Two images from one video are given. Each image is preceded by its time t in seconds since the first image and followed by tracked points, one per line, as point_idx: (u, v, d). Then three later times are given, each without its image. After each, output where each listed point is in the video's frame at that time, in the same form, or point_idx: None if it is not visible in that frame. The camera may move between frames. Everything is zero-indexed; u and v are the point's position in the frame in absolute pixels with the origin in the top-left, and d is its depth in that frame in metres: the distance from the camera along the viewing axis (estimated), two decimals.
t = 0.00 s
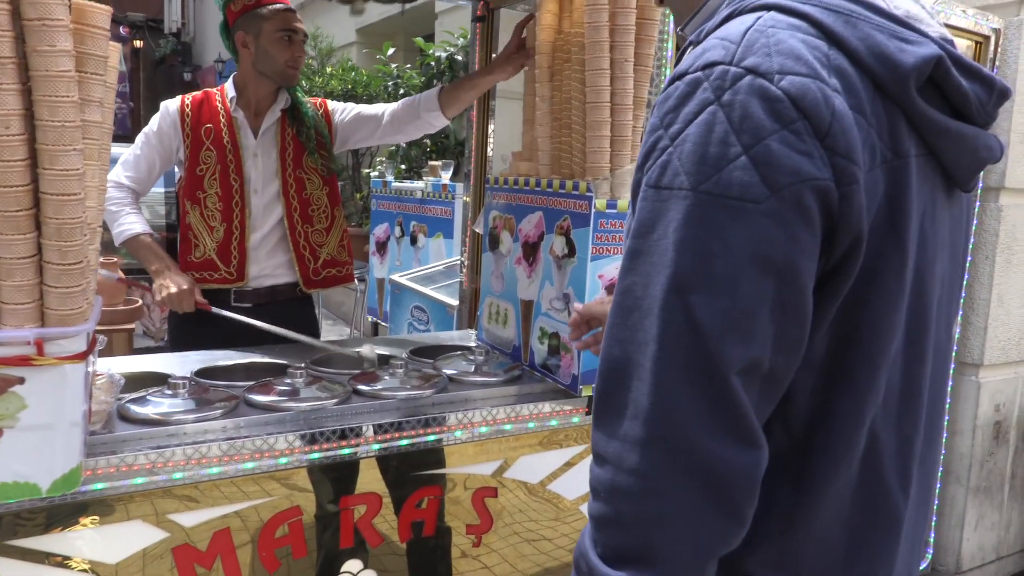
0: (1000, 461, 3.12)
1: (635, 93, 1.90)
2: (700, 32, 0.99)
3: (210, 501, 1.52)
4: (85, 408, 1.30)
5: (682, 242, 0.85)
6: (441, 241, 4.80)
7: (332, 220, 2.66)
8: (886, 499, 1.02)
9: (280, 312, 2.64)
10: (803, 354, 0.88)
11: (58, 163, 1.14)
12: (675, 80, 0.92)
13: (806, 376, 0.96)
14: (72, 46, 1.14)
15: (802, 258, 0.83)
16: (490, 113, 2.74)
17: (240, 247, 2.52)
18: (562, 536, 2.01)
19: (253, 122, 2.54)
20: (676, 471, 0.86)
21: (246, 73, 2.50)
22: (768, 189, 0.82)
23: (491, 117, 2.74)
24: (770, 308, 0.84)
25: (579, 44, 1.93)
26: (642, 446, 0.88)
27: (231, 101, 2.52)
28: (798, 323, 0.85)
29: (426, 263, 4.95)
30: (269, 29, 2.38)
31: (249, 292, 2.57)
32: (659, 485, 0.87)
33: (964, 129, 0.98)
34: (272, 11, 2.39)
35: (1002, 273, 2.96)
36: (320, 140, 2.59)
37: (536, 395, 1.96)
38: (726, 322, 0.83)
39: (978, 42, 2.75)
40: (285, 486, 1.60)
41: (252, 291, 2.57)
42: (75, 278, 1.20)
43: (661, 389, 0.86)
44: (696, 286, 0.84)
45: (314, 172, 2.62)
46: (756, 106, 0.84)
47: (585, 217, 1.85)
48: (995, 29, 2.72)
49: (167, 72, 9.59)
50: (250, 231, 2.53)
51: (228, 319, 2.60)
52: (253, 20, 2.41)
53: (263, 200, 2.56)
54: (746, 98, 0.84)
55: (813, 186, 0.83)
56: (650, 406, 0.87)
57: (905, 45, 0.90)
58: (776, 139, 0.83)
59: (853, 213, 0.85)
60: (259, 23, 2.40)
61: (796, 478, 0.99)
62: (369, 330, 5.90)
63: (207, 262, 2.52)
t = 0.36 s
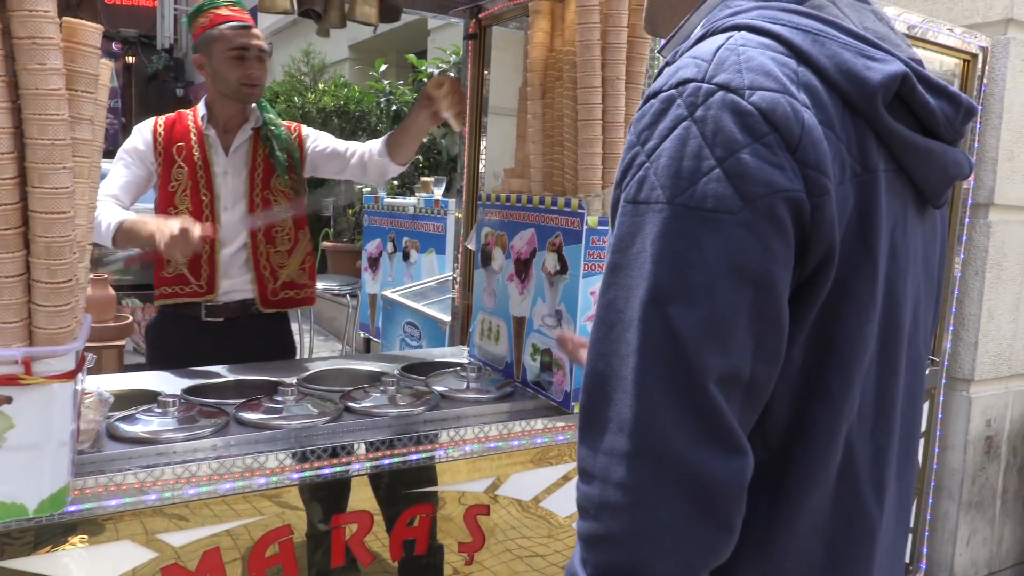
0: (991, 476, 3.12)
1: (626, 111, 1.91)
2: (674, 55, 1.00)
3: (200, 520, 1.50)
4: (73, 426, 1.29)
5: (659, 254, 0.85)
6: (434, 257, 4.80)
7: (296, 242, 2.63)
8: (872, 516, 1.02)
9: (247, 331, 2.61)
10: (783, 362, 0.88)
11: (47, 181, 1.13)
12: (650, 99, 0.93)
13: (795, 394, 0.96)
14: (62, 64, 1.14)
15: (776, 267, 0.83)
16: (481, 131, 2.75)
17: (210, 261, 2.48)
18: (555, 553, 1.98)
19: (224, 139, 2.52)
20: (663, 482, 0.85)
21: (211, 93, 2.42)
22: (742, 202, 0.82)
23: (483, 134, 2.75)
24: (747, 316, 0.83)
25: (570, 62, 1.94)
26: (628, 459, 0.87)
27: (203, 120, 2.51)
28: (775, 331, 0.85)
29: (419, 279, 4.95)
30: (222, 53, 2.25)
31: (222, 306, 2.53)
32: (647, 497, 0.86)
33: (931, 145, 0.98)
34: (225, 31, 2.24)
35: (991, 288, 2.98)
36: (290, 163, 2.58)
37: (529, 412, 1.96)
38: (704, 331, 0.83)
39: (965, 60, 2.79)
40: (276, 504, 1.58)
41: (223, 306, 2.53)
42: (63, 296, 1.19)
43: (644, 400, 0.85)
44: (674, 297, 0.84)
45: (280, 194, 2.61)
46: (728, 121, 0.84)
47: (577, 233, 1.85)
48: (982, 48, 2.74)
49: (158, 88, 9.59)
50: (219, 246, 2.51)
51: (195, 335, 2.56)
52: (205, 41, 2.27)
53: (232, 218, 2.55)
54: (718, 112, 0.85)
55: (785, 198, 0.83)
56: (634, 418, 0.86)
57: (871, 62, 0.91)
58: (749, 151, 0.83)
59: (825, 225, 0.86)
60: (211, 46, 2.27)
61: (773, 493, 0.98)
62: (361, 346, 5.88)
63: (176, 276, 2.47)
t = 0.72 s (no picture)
0: (987, 480, 3.12)
1: (621, 115, 1.91)
2: (667, 57, 1.00)
3: (194, 527, 1.49)
4: (64, 433, 1.28)
5: (648, 257, 0.84)
6: (429, 262, 4.79)
7: (243, 239, 2.54)
8: (862, 520, 1.03)
9: (208, 340, 2.55)
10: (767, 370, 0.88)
11: (37, 187, 1.12)
12: (643, 101, 0.92)
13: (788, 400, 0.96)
14: (52, 69, 1.13)
15: (765, 274, 0.83)
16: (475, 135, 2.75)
17: (156, 259, 2.43)
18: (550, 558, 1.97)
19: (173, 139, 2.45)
20: (641, 487, 0.84)
21: (159, 98, 2.37)
22: (733, 207, 0.82)
23: (477, 139, 2.75)
24: (733, 323, 0.83)
25: (564, 67, 1.94)
26: (607, 461, 0.86)
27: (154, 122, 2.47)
28: (762, 339, 0.84)
29: (414, 284, 4.94)
30: (150, 66, 2.15)
31: (176, 305, 2.47)
32: (626, 500, 0.85)
33: (922, 156, 0.99)
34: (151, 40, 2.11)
35: (986, 292, 2.98)
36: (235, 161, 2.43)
37: (523, 417, 1.96)
38: (692, 336, 0.82)
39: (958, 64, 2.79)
40: (271, 510, 1.58)
41: (175, 306, 2.47)
42: (54, 303, 1.18)
43: (629, 403, 0.85)
44: (662, 300, 0.83)
45: (229, 191, 2.49)
46: (721, 126, 0.84)
47: (572, 238, 1.85)
48: (976, 51, 2.75)
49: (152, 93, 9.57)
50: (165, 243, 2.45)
51: (151, 338, 2.50)
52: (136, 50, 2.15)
53: (180, 215, 2.48)
54: (711, 117, 0.84)
55: (776, 205, 0.83)
56: (617, 420, 0.85)
57: (865, 71, 0.91)
58: (740, 156, 0.83)
59: (815, 233, 0.86)
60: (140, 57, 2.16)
61: (756, 496, 0.98)
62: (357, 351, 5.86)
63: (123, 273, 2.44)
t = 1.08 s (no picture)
0: (988, 479, 3.12)
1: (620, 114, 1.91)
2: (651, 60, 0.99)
3: (193, 526, 1.49)
4: (62, 433, 1.28)
5: (632, 256, 0.84)
6: (429, 261, 4.79)
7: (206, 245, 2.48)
8: (854, 518, 1.02)
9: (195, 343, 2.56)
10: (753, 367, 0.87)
11: (35, 185, 1.12)
12: (624, 104, 0.92)
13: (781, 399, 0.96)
14: (50, 66, 1.13)
15: (747, 271, 0.82)
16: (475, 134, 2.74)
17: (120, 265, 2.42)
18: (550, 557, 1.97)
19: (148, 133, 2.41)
20: (630, 484, 0.84)
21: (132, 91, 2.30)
22: (712, 205, 0.82)
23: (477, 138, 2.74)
24: (717, 320, 0.82)
25: (564, 65, 1.93)
26: (600, 458, 0.85)
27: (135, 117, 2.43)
28: (746, 335, 0.84)
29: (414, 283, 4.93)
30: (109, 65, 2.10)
31: (154, 301, 2.45)
32: (616, 497, 0.84)
33: (904, 151, 0.98)
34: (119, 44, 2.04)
35: (986, 291, 2.98)
36: (196, 162, 2.36)
37: (523, 416, 1.95)
38: (675, 333, 0.82)
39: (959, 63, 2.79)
40: (270, 509, 1.57)
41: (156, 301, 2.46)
42: (52, 301, 1.18)
43: (616, 400, 0.84)
44: (646, 298, 0.83)
45: (195, 195, 2.43)
46: (700, 125, 0.83)
47: (572, 237, 1.84)
48: (976, 50, 2.75)
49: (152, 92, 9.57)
50: (131, 244, 2.46)
51: (140, 340, 2.50)
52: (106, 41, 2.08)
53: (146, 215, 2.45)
54: (689, 117, 0.84)
55: (754, 202, 0.82)
56: (606, 417, 0.85)
57: (842, 68, 0.90)
58: (719, 155, 0.83)
59: (794, 229, 0.85)
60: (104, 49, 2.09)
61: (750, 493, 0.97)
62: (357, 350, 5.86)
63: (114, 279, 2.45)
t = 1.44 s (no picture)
0: (988, 484, 3.11)
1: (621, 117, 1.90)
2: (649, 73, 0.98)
3: (191, 529, 1.48)
4: (59, 435, 1.27)
5: (637, 265, 0.83)
6: (428, 263, 4.79)
7: (206, 271, 2.36)
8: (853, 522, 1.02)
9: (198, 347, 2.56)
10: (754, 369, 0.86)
11: (34, 187, 1.11)
12: (627, 118, 0.91)
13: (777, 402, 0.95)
14: (50, 68, 1.12)
15: (749, 276, 0.82)
16: (475, 137, 2.74)
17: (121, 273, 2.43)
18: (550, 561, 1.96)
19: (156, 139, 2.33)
20: (636, 486, 0.84)
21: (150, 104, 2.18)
22: (714, 216, 0.81)
23: (477, 141, 2.74)
24: (720, 324, 0.82)
25: (565, 68, 1.93)
26: (606, 459, 0.85)
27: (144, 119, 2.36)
28: (749, 338, 0.83)
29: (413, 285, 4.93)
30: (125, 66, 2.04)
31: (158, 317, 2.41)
32: (622, 497, 0.84)
33: (895, 158, 0.98)
34: (138, 48, 1.99)
35: (987, 296, 2.97)
36: (199, 181, 2.25)
37: (522, 419, 1.95)
38: (678, 339, 0.81)
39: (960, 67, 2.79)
40: (269, 512, 1.56)
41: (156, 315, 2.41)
42: (50, 303, 1.17)
43: (622, 403, 0.84)
44: (651, 306, 0.82)
45: (197, 216, 2.30)
46: (700, 140, 0.83)
47: (572, 240, 1.84)
48: (977, 54, 2.75)
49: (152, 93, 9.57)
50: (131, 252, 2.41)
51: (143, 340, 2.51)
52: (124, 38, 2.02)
53: (147, 231, 2.35)
54: (690, 132, 0.84)
55: (754, 212, 0.82)
56: (613, 419, 0.85)
57: (835, 79, 0.91)
58: (719, 168, 0.83)
59: (793, 236, 0.85)
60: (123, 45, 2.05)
61: (748, 495, 0.97)
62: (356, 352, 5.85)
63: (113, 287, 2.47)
